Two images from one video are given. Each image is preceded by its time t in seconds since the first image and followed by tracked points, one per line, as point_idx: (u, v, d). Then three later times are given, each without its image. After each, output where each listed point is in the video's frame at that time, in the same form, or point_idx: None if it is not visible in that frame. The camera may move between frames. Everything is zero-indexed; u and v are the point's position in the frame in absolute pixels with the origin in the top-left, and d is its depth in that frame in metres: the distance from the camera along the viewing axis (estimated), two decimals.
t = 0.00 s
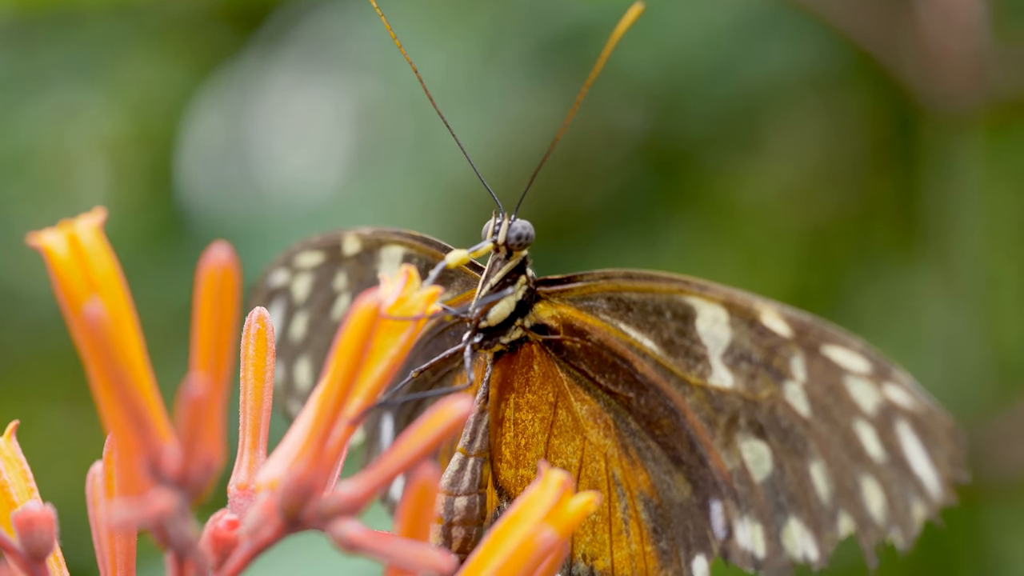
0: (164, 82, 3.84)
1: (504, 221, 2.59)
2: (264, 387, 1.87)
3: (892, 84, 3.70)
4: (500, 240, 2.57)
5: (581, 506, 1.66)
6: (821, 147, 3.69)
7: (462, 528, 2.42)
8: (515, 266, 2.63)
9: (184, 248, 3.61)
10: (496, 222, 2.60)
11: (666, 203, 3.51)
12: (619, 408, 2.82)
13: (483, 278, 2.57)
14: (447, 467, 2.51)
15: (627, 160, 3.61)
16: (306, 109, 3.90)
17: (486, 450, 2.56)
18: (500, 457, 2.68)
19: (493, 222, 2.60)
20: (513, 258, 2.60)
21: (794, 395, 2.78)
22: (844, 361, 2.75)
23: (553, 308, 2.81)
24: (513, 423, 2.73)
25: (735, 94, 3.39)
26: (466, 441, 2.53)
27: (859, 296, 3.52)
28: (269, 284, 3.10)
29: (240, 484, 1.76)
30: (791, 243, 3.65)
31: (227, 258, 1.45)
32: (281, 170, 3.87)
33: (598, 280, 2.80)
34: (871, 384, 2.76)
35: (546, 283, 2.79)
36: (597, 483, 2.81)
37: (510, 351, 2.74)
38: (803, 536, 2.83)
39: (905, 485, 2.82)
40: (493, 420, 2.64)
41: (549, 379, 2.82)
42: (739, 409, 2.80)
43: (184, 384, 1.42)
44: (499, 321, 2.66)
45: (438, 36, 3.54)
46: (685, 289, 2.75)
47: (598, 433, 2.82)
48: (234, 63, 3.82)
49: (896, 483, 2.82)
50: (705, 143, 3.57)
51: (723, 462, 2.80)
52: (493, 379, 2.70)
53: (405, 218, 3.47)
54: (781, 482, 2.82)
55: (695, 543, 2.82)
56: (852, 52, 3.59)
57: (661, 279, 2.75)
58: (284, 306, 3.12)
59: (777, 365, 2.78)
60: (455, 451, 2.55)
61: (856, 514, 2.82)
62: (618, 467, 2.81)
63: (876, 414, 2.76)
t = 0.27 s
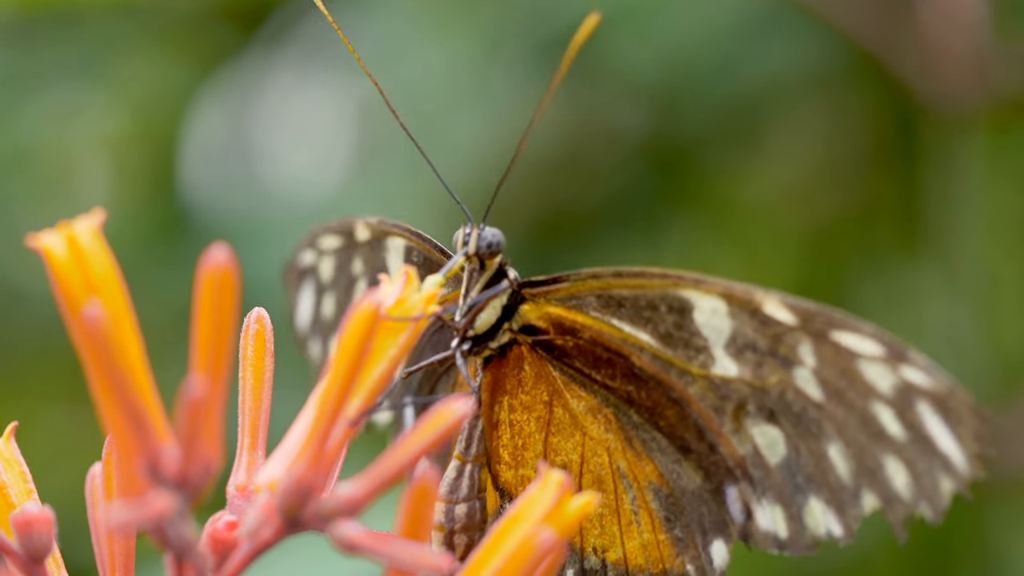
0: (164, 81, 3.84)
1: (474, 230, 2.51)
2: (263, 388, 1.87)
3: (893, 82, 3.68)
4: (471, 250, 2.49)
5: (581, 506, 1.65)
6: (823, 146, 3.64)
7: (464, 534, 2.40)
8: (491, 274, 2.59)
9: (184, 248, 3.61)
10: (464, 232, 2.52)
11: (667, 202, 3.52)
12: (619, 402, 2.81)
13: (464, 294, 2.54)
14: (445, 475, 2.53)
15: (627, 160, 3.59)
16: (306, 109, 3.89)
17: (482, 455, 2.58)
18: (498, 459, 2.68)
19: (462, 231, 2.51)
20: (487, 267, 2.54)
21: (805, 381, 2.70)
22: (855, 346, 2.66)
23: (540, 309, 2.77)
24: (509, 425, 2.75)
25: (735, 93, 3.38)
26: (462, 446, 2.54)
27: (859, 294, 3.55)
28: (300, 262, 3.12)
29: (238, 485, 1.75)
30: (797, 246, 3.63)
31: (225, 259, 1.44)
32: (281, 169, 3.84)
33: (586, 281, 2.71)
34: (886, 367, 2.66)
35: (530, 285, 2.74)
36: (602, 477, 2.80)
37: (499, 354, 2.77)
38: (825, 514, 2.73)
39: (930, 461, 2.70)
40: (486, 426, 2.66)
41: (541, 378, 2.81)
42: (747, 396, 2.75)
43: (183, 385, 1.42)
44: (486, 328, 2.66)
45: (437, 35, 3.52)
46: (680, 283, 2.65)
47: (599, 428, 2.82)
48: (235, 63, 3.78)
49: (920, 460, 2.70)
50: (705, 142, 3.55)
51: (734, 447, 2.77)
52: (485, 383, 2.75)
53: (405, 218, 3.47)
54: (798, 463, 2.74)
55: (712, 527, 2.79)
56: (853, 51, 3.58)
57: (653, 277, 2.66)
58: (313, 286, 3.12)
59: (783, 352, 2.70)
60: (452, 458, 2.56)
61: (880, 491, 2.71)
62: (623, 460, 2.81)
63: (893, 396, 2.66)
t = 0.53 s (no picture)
0: (165, 79, 3.83)
1: (445, 236, 2.46)
2: (262, 383, 1.86)
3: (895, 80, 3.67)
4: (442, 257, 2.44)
5: (582, 502, 1.64)
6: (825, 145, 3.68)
7: (472, 534, 2.38)
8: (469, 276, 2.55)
9: (184, 247, 3.60)
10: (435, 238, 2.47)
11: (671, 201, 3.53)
12: (619, 377, 2.80)
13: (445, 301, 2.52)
14: (447, 475, 2.47)
15: (628, 158, 3.59)
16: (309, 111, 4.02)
17: (482, 452, 2.52)
18: (502, 451, 2.66)
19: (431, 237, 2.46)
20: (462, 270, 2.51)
21: (813, 333, 2.67)
22: (860, 295, 2.61)
23: (524, 300, 2.74)
24: (509, 417, 2.71)
25: (737, 92, 3.37)
26: (461, 446, 2.48)
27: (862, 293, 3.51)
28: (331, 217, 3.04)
29: (237, 482, 1.77)
30: (802, 238, 3.63)
31: (222, 256, 1.44)
32: (283, 167, 3.85)
33: (566, 267, 2.69)
34: (895, 310, 2.61)
35: (513, 279, 2.71)
36: (610, 452, 2.76)
37: (489, 351, 2.72)
38: (847, 456, 2.68)
39: (951, 393, 2.61)
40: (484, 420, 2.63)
41: (536, 366, 2.77)
42: (752, 354, 2.74)
43: (180, 383, 1.41)
44: (473, 329, 2.64)
45: (437, 33, 3.50)
46: (668, 256, 2.65)
47: (602, 405, 2.80)
48: (237, 63, 3.80)
49: (941, 393, 2.61)
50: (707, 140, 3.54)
51: (745, 405, 2.75)
52: (479, 378, 2.70)
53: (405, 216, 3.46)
54: (812, 412, 2.70)
55: (734, 486, 2.75)
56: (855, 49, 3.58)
57: (639, 254, 2.66)
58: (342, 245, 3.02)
59: (786, 310, 2.69)
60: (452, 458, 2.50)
61: (901, 428, 2.64)
62: (631, 432, 2.79)
63: (905, 336, 2.61)
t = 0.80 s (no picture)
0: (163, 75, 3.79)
1: (443, 236, 2.54)
2: (261, 383, 1.86)
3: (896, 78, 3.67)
4: (440, 257, 2.52)
5: (579, 503, 1.66)
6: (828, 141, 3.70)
7: (467, 536, 2.41)
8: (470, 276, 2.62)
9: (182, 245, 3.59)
10: (434, 239, 2.55)
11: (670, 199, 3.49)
12: (618, 372, 2.77)
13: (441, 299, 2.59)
14: (443, 476, 2.49)
15: (630, 157, 3.57)
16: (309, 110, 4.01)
17: (480, 453, 2.51)
18: (500, 451, 2.73)
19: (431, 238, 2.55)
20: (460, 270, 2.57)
21: (818, 321, 2.54)
22: (868, 279, 2.49)
23: (524, 299, 2.75)
24: (507, 417, 2.76)
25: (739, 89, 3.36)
26: (458, 448, 2.48)
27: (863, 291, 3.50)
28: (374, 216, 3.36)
29: (235, 481, 1.75)
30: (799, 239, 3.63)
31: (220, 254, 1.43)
32: (284, 163, 3.86)
33: (565, 264, 2.69)
34: (903, 294, 2.47)
35: (511, 278, 2.73)
36: (608, 448, 2.75)
37: (488, 351, 2.78)
38: (849, 444, 2.52)
39: (957, 374, 2.45)
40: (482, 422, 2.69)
41: (533, 365, 2.79)
42: (755, 345, 2.61)
43: (178, 382, 1.40)
44: (471, 329, 2.69)
45: (437, 30, 3.48)
46: (670, 250, 2.61)
47: (600, 401, 2.77)
48: (235, 60, 3.80)
49: (947, 374, 2.45)
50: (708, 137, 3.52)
51: (746, 397, 2.64)
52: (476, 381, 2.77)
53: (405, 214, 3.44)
54: (816, 400, 2.55)
55: (734, 477, 2.69)
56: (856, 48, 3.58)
57: (643, 249, 2.62)
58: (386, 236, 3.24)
59: (791, 299, 2.56)
60: (449, 458, 2.50)
61: (905, 413, 2.49)
62: (630, 428, 2.76)
63: (913, 319, 2.46)
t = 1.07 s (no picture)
0: (161, 75, 3.79)
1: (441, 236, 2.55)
2: (256, 382, 1.85)
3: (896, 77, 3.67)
4: (439, 258, 2.54)
5: (575, 502, 1.67)
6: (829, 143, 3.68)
7: (460, 539, 2.40)
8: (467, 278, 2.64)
9: (180, 244, 3.58)
10: (433, 239, 2.57)
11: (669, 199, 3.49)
12: (615, 372, 2.79)
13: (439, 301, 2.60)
14: (438, 478, 2.48)
15: (629, 157, 3.57)
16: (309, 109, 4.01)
17: (476, 456, 2.50)
18: (497, 454, 2.73)
19: (430, 239, 2.57)
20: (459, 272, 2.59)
21: (818, 316, 2.51)
22: (869, 274, 2.43)
23: (522, 301, 2.77)
24: (504, 419, 2.77)
25: (739, 88, 3.35)
26: (454, 451, 2.47)
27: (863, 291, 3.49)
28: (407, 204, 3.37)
29: (230, 481, 1.78)
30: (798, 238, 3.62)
31: (215, 252, 1.43)
32: (284, 162, 3.88)
33: (563, 265, 2.69)
34: (904, 288, 2.40)
35: (509, 280, 2.74)
36: (604, 447, 2.78)
37: (485, 354, 2.79)
38: (845, 440, 2.50)
39: (956, 367, 2.37)
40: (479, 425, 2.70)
41: (530, 366, 2.80)
42: (754, 342, 2.61)
43: (173, 380, 1.40)
44: (468, 331, 2.71)
45: (437, 29, 3.47)
46: (670, 248, 2.61)
47: (596, 401, 2.79)
48: (236, 57, 3.78)
49: (947, 367, 2.38)
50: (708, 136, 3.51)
51: (743, 394, 2.64)
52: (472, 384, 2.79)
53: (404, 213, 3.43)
54: (812, 397, 2.54)
55: (729, 474, 2.71)
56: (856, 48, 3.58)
57: (643, 246, 2.61)
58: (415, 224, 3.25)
59: (792, 295, 2.54)
60: (444, 461, 2.49)
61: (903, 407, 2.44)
62: (627, 427, 2.78)
63: (913, 313, 2.40)
